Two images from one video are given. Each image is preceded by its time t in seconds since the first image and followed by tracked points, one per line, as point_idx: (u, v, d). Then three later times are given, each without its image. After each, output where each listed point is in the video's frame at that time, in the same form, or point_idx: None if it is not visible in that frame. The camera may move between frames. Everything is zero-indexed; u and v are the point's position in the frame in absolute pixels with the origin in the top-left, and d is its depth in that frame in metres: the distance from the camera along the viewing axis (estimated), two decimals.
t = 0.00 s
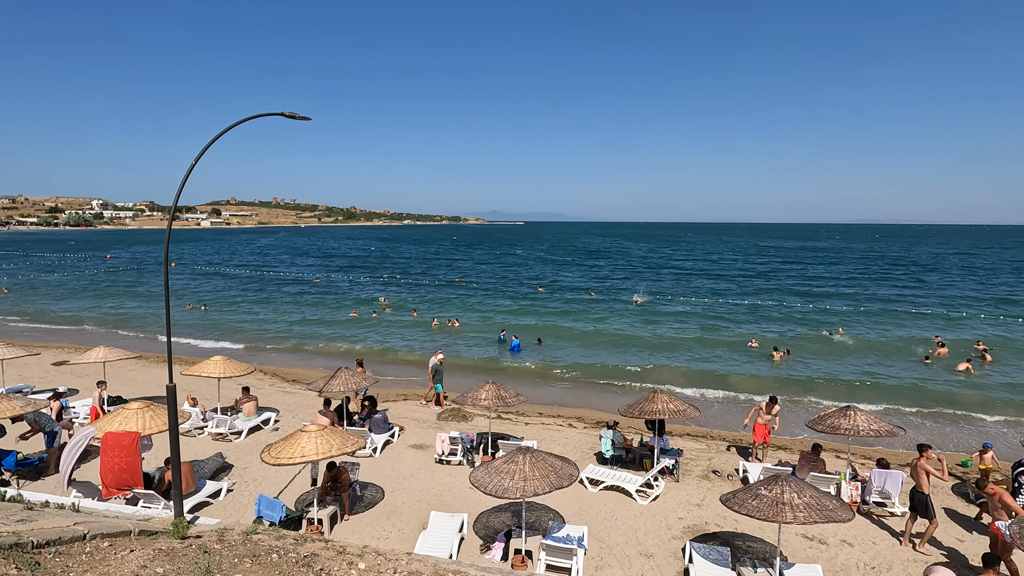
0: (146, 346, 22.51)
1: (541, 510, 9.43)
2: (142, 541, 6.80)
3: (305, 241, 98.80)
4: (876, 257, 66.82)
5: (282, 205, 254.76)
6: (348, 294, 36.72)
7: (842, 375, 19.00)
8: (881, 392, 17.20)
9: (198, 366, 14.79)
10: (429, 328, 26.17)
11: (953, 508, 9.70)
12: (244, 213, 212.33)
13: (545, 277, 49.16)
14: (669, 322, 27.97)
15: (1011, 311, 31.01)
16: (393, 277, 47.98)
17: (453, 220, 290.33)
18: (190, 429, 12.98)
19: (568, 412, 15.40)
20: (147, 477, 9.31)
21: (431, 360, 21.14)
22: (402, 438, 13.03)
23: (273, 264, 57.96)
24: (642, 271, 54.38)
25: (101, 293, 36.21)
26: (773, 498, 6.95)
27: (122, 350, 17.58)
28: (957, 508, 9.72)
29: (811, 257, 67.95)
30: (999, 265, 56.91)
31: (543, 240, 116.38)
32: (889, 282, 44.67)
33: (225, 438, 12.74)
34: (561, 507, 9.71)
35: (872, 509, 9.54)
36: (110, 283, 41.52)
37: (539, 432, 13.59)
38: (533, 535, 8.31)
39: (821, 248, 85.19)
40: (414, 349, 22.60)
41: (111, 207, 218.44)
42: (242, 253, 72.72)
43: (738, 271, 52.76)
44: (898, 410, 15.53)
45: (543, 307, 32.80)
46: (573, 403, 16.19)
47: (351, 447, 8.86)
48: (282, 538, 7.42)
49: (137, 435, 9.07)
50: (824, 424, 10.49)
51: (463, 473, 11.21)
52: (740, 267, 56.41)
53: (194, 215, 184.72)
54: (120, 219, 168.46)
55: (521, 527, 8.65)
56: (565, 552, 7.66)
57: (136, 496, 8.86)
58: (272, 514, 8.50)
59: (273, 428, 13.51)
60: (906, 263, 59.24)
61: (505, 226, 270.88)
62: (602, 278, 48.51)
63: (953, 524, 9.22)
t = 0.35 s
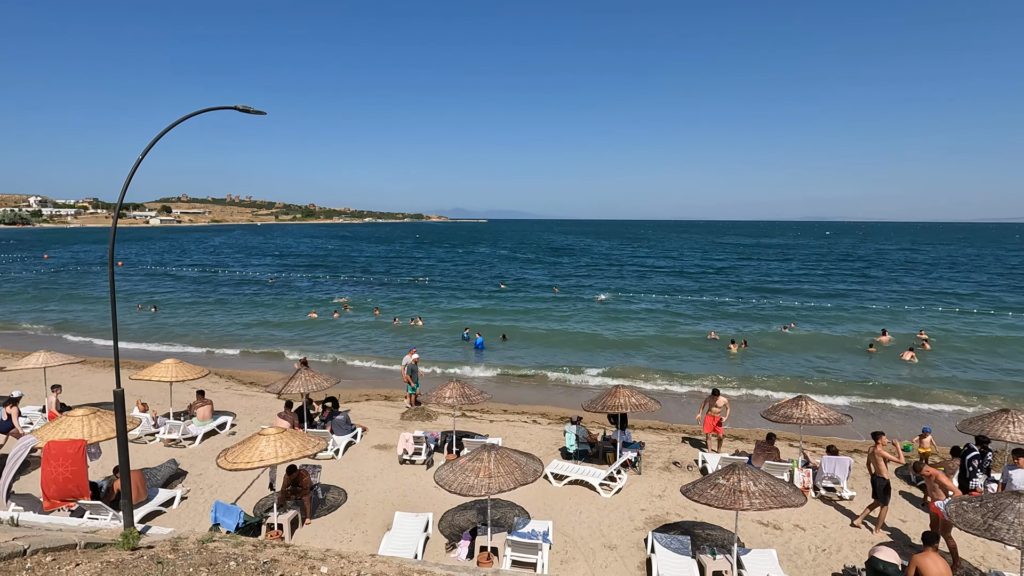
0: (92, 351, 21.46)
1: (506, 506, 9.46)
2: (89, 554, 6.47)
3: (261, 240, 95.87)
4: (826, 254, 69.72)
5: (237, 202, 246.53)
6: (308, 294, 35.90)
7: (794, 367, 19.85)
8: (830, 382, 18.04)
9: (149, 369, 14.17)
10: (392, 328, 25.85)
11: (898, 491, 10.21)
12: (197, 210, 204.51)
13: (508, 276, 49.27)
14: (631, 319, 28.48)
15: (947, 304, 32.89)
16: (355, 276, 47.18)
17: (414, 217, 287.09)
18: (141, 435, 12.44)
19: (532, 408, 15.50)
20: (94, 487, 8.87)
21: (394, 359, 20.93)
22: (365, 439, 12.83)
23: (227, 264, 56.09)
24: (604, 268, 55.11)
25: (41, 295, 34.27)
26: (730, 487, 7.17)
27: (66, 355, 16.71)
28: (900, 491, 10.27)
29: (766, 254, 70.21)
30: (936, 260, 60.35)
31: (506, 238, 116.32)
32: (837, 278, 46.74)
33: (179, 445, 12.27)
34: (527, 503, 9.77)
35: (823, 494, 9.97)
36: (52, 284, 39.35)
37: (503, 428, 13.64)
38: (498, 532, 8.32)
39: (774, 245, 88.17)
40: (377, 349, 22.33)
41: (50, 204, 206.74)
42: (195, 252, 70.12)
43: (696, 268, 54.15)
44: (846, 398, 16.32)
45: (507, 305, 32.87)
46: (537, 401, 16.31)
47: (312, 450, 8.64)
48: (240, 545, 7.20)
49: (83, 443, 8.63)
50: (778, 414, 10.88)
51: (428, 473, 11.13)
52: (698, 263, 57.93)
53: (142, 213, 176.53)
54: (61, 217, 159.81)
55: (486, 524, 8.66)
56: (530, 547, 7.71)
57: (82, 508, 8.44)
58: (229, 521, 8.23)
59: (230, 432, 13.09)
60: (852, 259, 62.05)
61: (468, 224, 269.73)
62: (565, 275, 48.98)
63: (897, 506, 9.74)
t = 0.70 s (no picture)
0: (30, 358, 20.29)
1: (471, 505, 9.45)
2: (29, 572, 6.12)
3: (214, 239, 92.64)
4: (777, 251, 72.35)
5: (187, 200, 237.35)
6: (264, 296, 34.93)
7: (748, 361, 20.60)
8: (782, 375, 18.81)
9: (93, 375, 13.49)
10: (354, 329, 25.42)
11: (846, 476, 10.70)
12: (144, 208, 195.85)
13: (471, 275, 49.14)
14: (593, 317, 28.87)
15: (889, 300, 34.68)
16: (313, 277, 46.20)
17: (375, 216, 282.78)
18: (85, 445, 11.83)
19: (496, 407, 15.54)
20: (35, 501, 8.39)
21: (356, 360, 20.61)
22: (326, 442, 12.58)
23: (178, 265, 54.03)
24: (566, 267, 55.70)
25: None
26: (689, 478, 7.37)
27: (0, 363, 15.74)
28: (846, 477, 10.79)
29: (721, 251, 72.35)
30: (879, 257, 63.41)
31: (468, 237, 115.99)
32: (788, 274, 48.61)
33: (127, 454, 11.74)
34: (492, 501, 9.78)
35: (777, 482, 10.37)
36: None
37: (467, 427, 13.62)
38: (463, 532, 8.30)
39: (729, 242, 91.04)
40: (338, 351, 21.95)
41: None
42: (143, 253, 67.17)
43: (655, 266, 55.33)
44: (797, 389, 17.04)
45: (469, 304, 32.81)
46: (501, 400, 16.37)
47: (270, 455, 8.41)
48: (195, 555, 6.96)
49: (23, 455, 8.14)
50: (733, 407, 11.24)
51: (391, 474, 11.01)
52: (657, 261, 59.17)
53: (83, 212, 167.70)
54: None
55: (450, 524, 8.63)
56: (495, 545, 7.72)
57: (21, 524, 7.97)
58: (182, 532, 7.93)
59: (182, 439, 12.61)
60: (802, 256, 64.68)
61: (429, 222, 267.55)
62: (528, 274, 49.24)
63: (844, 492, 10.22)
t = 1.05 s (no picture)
0: None
1: (434, 506, 9.39)
2: None
3: (165, 240, 89.09)
4: (734, 249, 74.54)
5: (136, 199, 227.34)
6: (219, 298, 33.82)
7: (707, 357, 21.18)
8: (739, 371, 19.43)
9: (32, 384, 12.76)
10: (315, 332, 24.90)
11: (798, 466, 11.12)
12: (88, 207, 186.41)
13: (434, 275, 48.75)
14: (555, 317, 29.13)
15: (838, 296, 36.21)
16: (271, 278, 44.99)
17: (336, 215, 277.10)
18: (23, 458, 11.18)
19: (460, 407, 15.50)
20: None
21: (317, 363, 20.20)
22: (285, 447, 12.27)
23: (126, 267, 51.77)
24: (529, 266, 56.05)
25: None
26: (650, 471, 7.51)
27: None
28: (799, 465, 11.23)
29: (680, 250, 73.99)
30: (828, 254, 66.20)
31: (432, 237, 115.26)
32: (744, 272, 50.15)
33: (70, 466, 11.17)
34: (456, 502, 9.74)
35: (734, 472, 10.70)
36: None
37: (431, 428, 13.53)
38: (427, 533, 8.24)
39: (688, 241, 93.36)
40: (298, 354, 21.45)
41: None
42: (88, 255, 64.10)
43: (617, 264, 56.18)
44: (754, 384, 17.64)
45: (433, 305, 32.60)
46: (465, 400, 16.36)
47: (226, 461, 8.13)
48: (146, 569, 6.68)
49: None
50: (692, 401, 11.53)
51: (354, 478, 10.83)
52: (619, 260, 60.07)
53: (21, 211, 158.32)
54: None
55: (414, 526, 8.55)
56: (460, 545, 7.69)
57: None
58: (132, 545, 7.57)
59: (132, 448, 12.09)
60: (756, 254, 66.91)
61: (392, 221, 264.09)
62: (491, 274, 49.23)
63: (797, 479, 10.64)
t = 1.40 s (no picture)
0: None
1: (400, 508, 9.30)
2: None
3: (114, 241, 85.23)
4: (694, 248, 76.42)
5: (82, 198, 216.86)
6: (173, 302, 32.59)
7: (669, 354, 21.72)
8: (700, 368, 19.98)
9: None
10: (275, 335, 24.29)
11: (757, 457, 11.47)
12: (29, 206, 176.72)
13: (398, 275, 48.23)
14: (522, 317, 29.24)
15: (792, 293, 37.54)
16: (228, 280, 43.65)
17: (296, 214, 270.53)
18: None
19: (426, 408, 15.39)
20: None
21: (278, 367, 19.75)
22: (244, 453, 11.93)
23: (72, 269, 49.36)
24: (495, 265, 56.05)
25: None
26: (614, 467, 7.62)
27: None
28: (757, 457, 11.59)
29: (643, 248, 75.26)
30: (784, 253, 68.43)
31: (396, 237, 113.92)
32: (704, 271, 51.47)
33: (11, 479, 10.57)
34: (421, 503, 9.67)
35: (696, 466, 10.96)
36: None
37: (396, 429, 13.39)
38: (392, 536, 8.15)
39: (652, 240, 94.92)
40: (258, 359, 20.90)
41: None
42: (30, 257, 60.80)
43: (582, 264, 56.75)
44: (716, 382, 18.15)
45: (397, 306, 32.26)
46: (431, 401, 16.26)
47: (181, 469, 7.84)
48: None
49: None
50: (655, 396, 11.74)
51: (316, 482, 10.62)
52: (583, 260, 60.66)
53: None
54: None
55: (380, 529, 8.45)
56: (426, 547, 7.63)
57: None
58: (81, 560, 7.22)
59: (79, 459, 11.54)
60: (717, 252, 68.60)
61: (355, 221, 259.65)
62: (457, 274, 49.05)
63: (755, 471, 10.98)
